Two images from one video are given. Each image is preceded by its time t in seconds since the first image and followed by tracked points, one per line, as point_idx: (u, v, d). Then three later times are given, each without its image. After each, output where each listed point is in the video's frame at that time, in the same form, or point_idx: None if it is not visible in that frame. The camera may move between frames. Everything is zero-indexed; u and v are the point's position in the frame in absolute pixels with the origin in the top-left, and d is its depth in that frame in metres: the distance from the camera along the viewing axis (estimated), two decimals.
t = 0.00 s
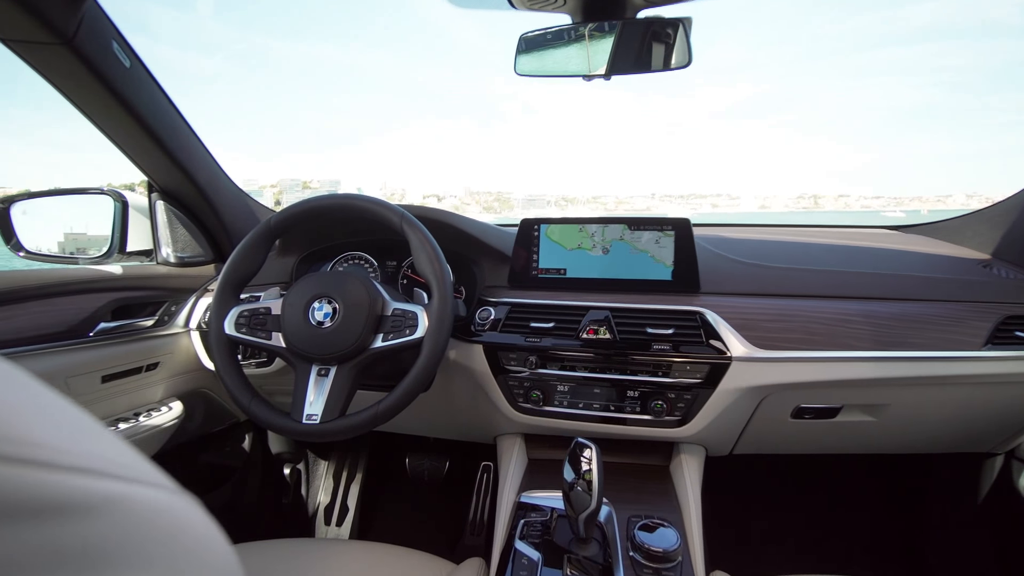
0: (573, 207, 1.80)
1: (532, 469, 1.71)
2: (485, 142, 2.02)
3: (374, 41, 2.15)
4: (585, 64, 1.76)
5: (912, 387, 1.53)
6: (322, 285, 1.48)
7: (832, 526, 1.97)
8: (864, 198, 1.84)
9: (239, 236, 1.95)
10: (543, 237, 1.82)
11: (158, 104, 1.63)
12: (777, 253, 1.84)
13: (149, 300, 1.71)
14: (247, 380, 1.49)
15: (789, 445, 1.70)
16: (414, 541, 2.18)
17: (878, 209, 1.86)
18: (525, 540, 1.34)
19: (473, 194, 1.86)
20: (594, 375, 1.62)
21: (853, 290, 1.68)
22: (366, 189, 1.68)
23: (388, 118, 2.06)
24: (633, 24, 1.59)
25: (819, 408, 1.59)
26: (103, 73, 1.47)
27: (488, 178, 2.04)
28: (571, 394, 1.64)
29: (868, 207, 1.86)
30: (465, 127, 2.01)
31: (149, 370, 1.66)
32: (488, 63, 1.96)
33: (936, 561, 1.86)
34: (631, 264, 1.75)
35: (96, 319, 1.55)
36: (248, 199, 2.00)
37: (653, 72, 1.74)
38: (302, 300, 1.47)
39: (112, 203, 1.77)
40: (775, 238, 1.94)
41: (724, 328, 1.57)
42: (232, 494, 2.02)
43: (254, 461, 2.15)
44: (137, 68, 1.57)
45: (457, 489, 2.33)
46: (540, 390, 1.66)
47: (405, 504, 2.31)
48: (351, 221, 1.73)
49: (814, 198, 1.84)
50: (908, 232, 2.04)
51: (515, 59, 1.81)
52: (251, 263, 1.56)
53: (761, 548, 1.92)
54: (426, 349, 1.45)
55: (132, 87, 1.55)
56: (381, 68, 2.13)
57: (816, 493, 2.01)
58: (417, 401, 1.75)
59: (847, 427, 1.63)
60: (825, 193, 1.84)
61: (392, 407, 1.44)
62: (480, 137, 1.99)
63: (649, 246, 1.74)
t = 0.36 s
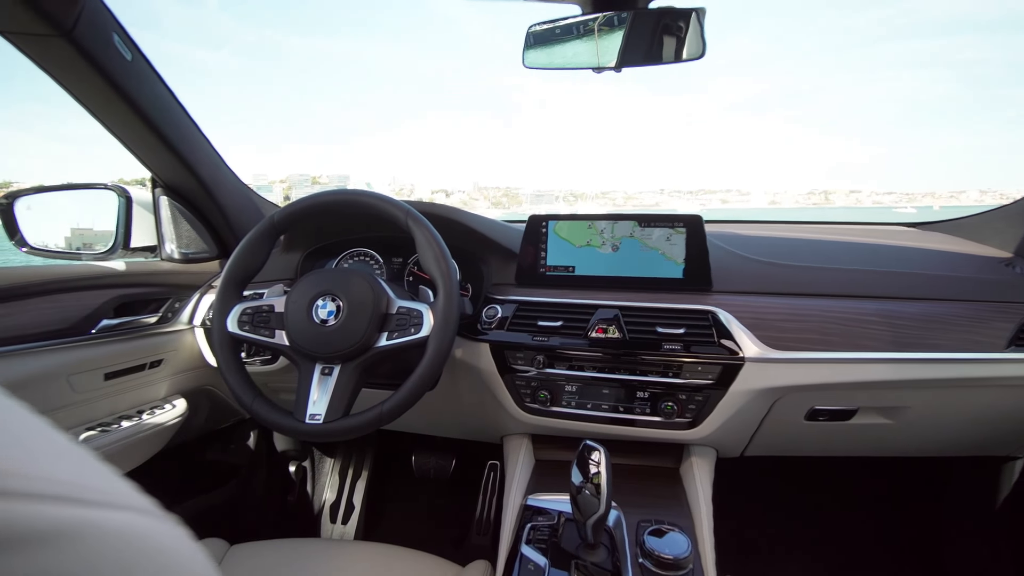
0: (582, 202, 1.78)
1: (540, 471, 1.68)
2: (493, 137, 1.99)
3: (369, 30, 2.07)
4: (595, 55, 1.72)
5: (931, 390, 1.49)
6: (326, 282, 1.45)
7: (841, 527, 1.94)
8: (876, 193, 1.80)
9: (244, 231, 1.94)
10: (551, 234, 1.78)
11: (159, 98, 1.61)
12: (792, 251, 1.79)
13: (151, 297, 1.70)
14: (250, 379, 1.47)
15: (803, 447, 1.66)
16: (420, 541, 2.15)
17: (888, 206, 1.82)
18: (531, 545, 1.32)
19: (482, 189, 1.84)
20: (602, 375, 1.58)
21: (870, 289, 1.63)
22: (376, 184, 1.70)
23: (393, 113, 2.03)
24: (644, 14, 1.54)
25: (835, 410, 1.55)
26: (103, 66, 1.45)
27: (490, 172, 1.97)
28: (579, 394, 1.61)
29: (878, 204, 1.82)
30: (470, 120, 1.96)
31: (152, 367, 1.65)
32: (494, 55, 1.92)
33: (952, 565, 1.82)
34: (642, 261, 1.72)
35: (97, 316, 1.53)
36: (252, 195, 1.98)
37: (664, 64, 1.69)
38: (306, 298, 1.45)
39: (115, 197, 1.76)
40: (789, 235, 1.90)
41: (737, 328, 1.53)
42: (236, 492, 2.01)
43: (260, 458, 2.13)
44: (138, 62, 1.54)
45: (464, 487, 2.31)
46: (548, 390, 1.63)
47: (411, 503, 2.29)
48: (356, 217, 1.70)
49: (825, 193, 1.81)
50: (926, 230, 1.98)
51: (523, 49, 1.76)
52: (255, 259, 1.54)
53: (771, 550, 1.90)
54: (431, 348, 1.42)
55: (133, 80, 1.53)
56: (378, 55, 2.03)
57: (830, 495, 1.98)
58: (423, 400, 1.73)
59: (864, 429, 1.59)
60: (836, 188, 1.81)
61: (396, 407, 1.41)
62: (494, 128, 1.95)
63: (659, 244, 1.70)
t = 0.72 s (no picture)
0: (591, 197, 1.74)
1: (547, 473, 1.65)
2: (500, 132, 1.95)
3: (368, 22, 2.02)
4: (603, 46, 1.66)
5: (950, 392, 1.44)
6: (329, 280, 1.42)
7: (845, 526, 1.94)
8: (887, 189, 1.73)
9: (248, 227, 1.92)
10: (559, 230, 1.75)
11: (161, 91, 1.59)
12: (806, 248, 1.75)
13: (154, 293, 1.68)
14: (253, 378, 1.45)
15: (817, 449, 1.62)
16: (426, 541, 2.12)
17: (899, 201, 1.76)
18: (538, 550, 1.29)
19: (489, 184, 1.80)
20: (611, 376, 1.55)
21: (886, 288, 1.59)
22: (383, 180, 1.65)
23: (399, 106, 1.99)
24: (656, 5, 1.50)
25: (851, 412, 1.51)
26: (104, 60, 1.43)
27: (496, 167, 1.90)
28: (587, 394, 1.58)
29: (889, 200, 1.75)
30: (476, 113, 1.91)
31: (155, 365, 1.63)
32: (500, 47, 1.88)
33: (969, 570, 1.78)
34: (652, 259, 1.68)
35: (100, 313, 1.51)
36: (256, 190, 1.96)
37: (674, 56, 1.65)
38: (308, 296, 1.42)
39: (119, 192, 1.74)
40: (803, 232, 1.85)
41: (749, 327, 1.49)
42: (241, 490, 1.99)
43: (265, 456, 2.12)
44: (139, 54, 1.52)
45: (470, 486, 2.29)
46: (555, 390, 1.59)
47: (417, 501, 2.27)
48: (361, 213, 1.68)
49: (835, 189, 1.76)
50: (945, 226, 1.93)
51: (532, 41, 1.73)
52: (258, 256, 1.51)
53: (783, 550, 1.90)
54: (436, 347, 1.40)
55: (133, 73, 1.50)
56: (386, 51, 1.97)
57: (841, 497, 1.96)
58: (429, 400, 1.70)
59: (880, 432, 1.55)
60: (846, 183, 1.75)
61: (400, 407, 1.39)
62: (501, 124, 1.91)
63: (670, 241, 1.67)
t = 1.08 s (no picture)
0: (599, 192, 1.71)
1: (553, 474, 1.63)
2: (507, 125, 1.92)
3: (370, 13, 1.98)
4: (611, 37, 1.61)
5: (969, 394, 1.40)
6: (332, 277, 1.40)
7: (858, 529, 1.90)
8: (899, 184, 1.69)
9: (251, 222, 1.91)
10: (567, 226, 1.72)
11: (162, 84, 1.57)
12: (820, 245, 1.71)
13: (157, 290, 1.66)
14: (255, 376, 1.42)
15: (829, 451, 1.58)
16: (432, 540, 2.11)
17: (912, 196, 1.71)
18: (544, 555, 1.26)
19: (497, 179, 1.77)
20: (619, 376, 1.52)
21: (903, 287, 1.54)
22: (392, 176, 1.69)
23: (404, 100, 1.95)
24: None
25: (866, 413, 1.47)
26: (103, 53, 1.41)
27: (510, 161, 1.89)
28: (595, 395, 1.54)
29: (902, 195, 1.70)
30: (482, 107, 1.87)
31: (158, 362, 1.61)
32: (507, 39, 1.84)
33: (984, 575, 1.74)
34: (661, 256, 1.65)
35: (101, 310, 1.49)
36: (259, 184, 1.94)
37: (685, 46, 1.60)
38: (311, 293, 1.39)
39: (122, 187, 1.72)
40: (818, 228, 1.80)
41: (762, 326, 1.45)
42: (245, 488, 1.98)
43: (269, 453, 2.11)
44: (139, 47, 1.50)
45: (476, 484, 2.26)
46: (562, 390, 1.56)
47: (420, 499, 2.25)
48: (365, 208, 1.65)
49: (846, 184, 1.71)
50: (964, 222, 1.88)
51: (539, 30, 1.71)
52: (260, 252, 1.49)
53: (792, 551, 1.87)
54: (441, 346, 1.37)
55: (133, 66, 1.48)
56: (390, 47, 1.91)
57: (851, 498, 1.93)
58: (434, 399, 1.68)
59: (896, 435, 1.51)
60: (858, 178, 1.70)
61: (404, 408, 1.36)
62: (508, 116, 1.87)
63: (681, 238, 1.63)
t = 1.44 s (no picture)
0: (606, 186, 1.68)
1: (559, 474, 1.60)
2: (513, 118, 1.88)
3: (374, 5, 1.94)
4: (619, 28, 1.56)
5: (988, 395, 1.35)
6: (334, 273, 1.37)
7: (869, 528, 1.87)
8: (910, 177, 1.64)
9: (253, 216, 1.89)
10: (574, 221, 1.69)
11: (162, 75, 1.55)
12: (833, 241, 1.67)
13: (158, 286, 1.64)
14: (256, 374, 1.40)
15: (841, 452, 1.55)
16: (436, 538, 2.09)
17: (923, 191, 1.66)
18: (549, 560, 1.24)
19: (504, 173, 1.74)
20: (626, 375, 1.49)
21: (919, 285, 1.51)
22: (398, 170, 1.61)
23: (409, 92, 1.92)
24: None
25: (880, 414, 1.43)
26: (101, 44, 1.39)
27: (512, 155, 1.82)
28: (602, 394, 1.51)
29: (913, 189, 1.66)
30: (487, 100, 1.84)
31: (160, 358, 1.60)
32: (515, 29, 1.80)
33: None
34: (670, 252, 1.61)
35: (101, 307, 1.48)
36: (262, 178, 1.92)
37: (696, 36, 1.56)
38: (313, 289, 1.37)
39: (123, 182, 1.71)
40: (831, 224, 1.76)
41: (774, 325, 1.42)
42: (248, 485, 1.96)
43: (273, 450, 2.09)
44: (138, 38, 1.48)
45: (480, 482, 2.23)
46: (569, 389, 1.53)
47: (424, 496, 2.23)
48: (368, 203, 1.62)
49: (856, 178, 1.68)
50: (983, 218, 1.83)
51: (546, 23, 1.68)
52: (261, 248, 1.47)
53: (803, 552, 1.84)
54: (444, 344, 1.34)
55: (131, 58, 1.46)
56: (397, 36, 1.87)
57: (862, 498, 1.90)
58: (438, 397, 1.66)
59: (910, 436, 1.47)
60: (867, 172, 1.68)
61: (407, 406, 1.34)
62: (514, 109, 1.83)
63: (690, 233, 1.59)
